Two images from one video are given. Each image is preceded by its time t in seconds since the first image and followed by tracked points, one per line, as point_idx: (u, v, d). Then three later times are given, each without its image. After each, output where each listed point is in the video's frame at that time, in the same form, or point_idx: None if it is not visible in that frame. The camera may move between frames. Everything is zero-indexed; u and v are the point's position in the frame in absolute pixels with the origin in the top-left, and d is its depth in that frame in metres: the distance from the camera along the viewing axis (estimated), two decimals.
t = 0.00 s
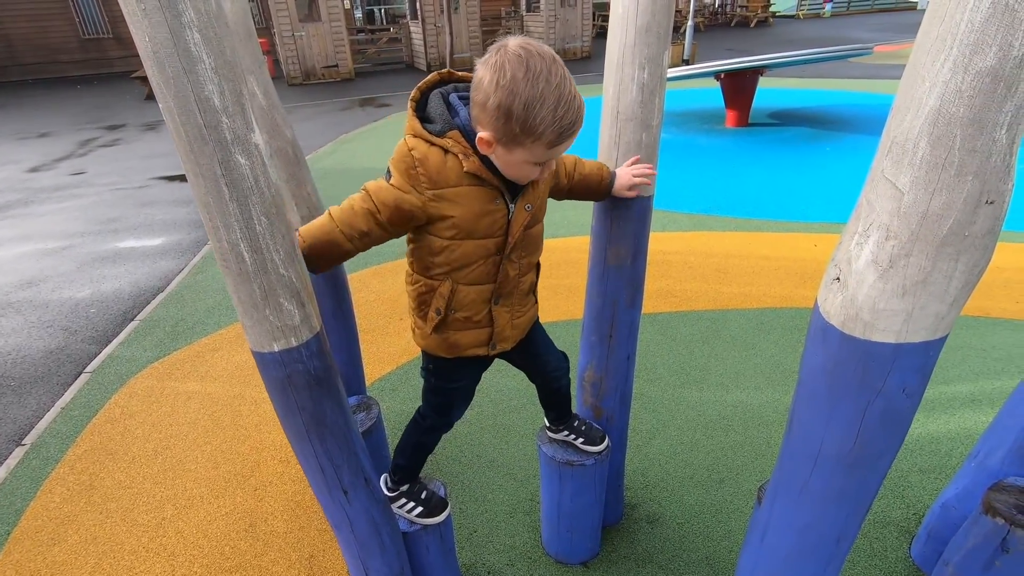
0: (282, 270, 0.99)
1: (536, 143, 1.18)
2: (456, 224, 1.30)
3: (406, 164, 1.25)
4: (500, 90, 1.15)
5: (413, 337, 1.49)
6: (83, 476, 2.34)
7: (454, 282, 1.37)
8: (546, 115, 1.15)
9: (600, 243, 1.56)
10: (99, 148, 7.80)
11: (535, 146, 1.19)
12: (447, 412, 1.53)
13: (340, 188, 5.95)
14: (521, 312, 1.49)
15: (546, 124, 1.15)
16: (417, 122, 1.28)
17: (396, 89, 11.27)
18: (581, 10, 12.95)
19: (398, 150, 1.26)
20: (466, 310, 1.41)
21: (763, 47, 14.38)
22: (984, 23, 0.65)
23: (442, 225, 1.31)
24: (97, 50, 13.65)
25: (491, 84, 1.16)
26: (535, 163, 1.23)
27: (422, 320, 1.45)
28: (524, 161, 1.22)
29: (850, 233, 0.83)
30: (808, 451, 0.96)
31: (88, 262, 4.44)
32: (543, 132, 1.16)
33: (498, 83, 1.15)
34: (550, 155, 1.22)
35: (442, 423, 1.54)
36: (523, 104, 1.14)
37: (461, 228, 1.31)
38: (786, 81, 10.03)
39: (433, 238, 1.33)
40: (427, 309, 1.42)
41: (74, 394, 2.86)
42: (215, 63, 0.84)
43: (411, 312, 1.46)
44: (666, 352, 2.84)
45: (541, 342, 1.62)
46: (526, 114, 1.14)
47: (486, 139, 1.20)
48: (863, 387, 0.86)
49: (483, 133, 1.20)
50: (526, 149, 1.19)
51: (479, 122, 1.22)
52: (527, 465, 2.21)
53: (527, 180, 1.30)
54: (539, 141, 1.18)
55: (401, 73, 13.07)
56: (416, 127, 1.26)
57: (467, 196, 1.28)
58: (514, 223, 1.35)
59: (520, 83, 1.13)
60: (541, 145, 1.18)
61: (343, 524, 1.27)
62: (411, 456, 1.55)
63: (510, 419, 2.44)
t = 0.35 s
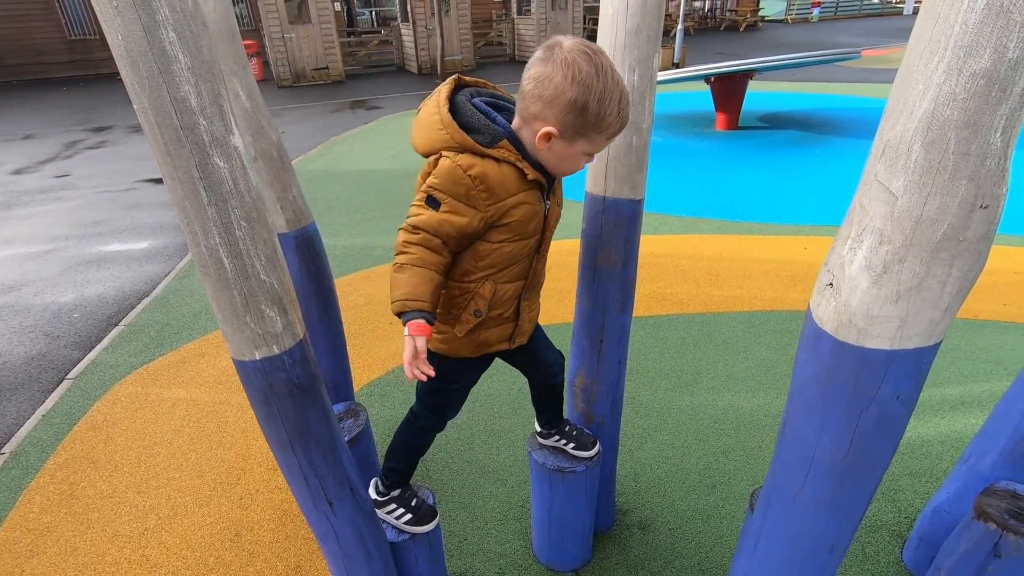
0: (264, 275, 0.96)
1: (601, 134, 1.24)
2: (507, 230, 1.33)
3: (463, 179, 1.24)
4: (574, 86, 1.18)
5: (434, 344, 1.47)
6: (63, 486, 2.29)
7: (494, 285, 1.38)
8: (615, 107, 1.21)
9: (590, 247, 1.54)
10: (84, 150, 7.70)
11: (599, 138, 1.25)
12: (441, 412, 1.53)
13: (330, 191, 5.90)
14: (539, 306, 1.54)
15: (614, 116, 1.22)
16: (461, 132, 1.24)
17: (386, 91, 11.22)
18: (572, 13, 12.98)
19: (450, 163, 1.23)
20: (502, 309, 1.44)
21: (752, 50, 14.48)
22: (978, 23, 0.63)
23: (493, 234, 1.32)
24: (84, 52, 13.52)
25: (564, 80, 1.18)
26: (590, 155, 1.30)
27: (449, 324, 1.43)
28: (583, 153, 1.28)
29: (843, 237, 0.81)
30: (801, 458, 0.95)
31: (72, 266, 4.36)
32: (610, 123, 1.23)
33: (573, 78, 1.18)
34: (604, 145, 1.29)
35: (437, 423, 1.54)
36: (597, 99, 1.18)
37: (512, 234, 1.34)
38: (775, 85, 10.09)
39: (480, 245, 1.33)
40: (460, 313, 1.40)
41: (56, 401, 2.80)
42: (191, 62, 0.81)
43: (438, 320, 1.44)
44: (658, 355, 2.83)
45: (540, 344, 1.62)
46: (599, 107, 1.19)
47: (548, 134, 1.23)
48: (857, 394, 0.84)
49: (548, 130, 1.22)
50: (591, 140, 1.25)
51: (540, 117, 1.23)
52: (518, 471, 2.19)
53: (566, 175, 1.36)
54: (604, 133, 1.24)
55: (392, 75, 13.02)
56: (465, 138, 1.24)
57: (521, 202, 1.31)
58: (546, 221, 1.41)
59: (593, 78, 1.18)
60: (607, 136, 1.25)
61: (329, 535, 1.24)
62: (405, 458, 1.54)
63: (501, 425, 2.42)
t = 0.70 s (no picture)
0: (242, 281, 0.94)
1: (594, 116, 1.25)
2: (527, 220, 1.29)
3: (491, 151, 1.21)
4: (565, 68, 1.21)
5: (440, 342, 1.42)
6: (49, 492, 2.25)
7: (512, 283, 1.36)
8: (605, 89, 1.22)
9: (580, 249, 1.53)
10: (74, 151, 7.63)
11: (592, 119, 1.25)
12: (435, 412, 1.52)
13: (322, 192, 5.86)
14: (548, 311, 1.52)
15: (605, 97, 1.23)
16: (486, 117, 1.25)
17: (379, 92, 11.18)
18: (566, 12, 12.96)
19: (477, 138, 1.22)
20: (514, 307, 1.41)
21: (746, 50, 14.52)
22: (967, 22, 0.62)
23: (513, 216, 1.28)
24: (75, 52, 13.42)
25: (556, 64, 1.22)
26: (587, 141, 1.30)
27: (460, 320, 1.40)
28: (579, 139, 1.28)
29: (832, 240, 0.80)
30: (791, 464, 0.93)
31: (60, 268, 4.31)
32: (601, 105, 1.24)
33: (564, 62, 1.21)
34: (601, 133, 1.30)
35: (431, 423, 1.53)
36: (587, 80, 1.21)
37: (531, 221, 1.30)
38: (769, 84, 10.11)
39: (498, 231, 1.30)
40: (473, 309, 1.38)
41: (42, 405, 2.77)
42: (163, 62, 0.79)
43: (450, 315, 1.39)
44: (651, 355, 2.83)
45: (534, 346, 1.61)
46: (588, 89, 1.21)
47: (546, 115, 1.25)
48: (847, 399, 0.83)
49: (544, 111, 1.25)
50: (585, 125, 1.26)
51: (537, 102, 1.27)
52: (510, 474, 2.17)
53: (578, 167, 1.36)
54: (596, 115, 1.24)
55: (386, 75, 12.97)
56: (490, 121, 1.25)
57: (544, 189, 1.29)
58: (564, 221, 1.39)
59: (584, 61, 1.21)
60: (600, 120, 1.26)
61: (314, 544, 1.21)
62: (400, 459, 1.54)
63: (493, 427, 2.40)
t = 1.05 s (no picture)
0: (221, 283, 0.93)
1: (574, 109, 1.25)
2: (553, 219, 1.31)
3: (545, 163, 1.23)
4: (539, 68, 1.25)
5: (450, 328, 1.43)
6: (38, 496, 2.24)
7: (526, 276, 1.38)
8: (580, 82, 1.23)
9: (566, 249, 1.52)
10: (66, 151, 7.58)
11: (573, 112, 1.26)
12: (427, 400, 1.52)
13: (315, 191, 5.85)
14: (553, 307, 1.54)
15: (580, 89, 1.23)
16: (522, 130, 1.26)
17: (373, 90, 11.15)
18: (561, 10, 12.95)
19: (527, 149, 1.22)
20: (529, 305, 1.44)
21: (741, 48, 14.55)
22: (938, 24, 0.62)
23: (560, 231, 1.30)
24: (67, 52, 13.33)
25: (532, 65, 1.26)
26: (576, 135, 1.29)
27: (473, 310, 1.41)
28: (567, 134, 1.29)
29: (809, 240, 0.80)
30: (772, 464, 0.93)
31: (51, 270, 4.29)
32: (578, 98, 1.24)
33: (537, 62, 1.25)
34: (588, 124, 1.28)
35: (423, 409, 1.53)
36: (560, 76, 1.23)
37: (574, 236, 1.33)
38: (763, 82, 10.14)
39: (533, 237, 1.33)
40: (486, 299, 1.40)
41: (32, 408, 2.75)
42: (137, 64, 0.78)
43: (466, 305, 1.40)
44: (643, 354, 2.83)
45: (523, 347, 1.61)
46: (560, 83, 1.23)
47: (533, 116, 1.29)
48: (826, 400, 0.83)
49: (529, 111, 1.29)
50: (566, 119, 1.27)
51: (523, 105, 1.31)
52: (500, 474, 2.17)
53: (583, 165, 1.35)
54: (574, 108, 1.25)
55: (380, 74, 12.95)
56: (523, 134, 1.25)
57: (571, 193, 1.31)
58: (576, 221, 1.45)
59: (555, 57, 1.23)
60: (580, 113, 1.26)
61: (298, 546, 1.21)
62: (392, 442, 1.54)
63: (484, 427, 2.40)
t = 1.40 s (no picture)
0: (204, 284, 0.94)
1: (616, 97, 1.28)
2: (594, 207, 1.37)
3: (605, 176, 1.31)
4: (578, 58, 1.25)
5: (504, 317, 1.47)
6: (28, 499, 2.23)
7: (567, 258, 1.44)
8: (623, 70, 1.25)
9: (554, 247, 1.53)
10: (57, 154, 7.55)
11: (615, 100, 1.29)
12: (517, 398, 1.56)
13: (309, 192, 5.84)
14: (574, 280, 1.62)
15: (623, 77, 1.25)
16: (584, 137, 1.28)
17: (367, 91, 11.13)
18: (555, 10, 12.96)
19: (591, 161, 1.29)
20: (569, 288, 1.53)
21: (734, 46, 14.58)
22: (904, 21, 0.63)
23: (602, 248, 1.34)
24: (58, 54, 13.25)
25: (569, 55, 1.26)
26: (614, 120, 1.33)
27: (520, 297, 1.46)
28: (609, 121, 1.32)
29: (785, 237, 0.81)
30: (754, 458, 0.94)
31: (42, 273, 4.27)
32: (621, 86, 1.26)
33: (576, 52, 1.25)
34: (626, 109, 1.32)
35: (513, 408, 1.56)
36: (601, 64, 1.24)
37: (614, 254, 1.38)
38: (755, 80, 10.17)
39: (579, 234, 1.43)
40: (534, 285, 1.44)
41: (23, 411, 2.74)
42: (115, 66, 0.78)
43: (511, 294, 1.45)
44: (636, 351, 2.85)
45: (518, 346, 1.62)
46: (603, 71, 1.24)
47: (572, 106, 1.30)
48: (803, 394, 0.84)
49: (567, 102, 1.29)
50: (608, 106, 1.29)
51: (559, 96, 1.31)
52: (491, 473, 2.18)
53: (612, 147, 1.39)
54: (618, 96, 1.28)
55: (373, 74, 12.94)
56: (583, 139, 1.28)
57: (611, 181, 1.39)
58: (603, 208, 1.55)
59: (595, 47, 1.24)
60: (623, 100, 1.29)
61: (286, 546, 1.21)
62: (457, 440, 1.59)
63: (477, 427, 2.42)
